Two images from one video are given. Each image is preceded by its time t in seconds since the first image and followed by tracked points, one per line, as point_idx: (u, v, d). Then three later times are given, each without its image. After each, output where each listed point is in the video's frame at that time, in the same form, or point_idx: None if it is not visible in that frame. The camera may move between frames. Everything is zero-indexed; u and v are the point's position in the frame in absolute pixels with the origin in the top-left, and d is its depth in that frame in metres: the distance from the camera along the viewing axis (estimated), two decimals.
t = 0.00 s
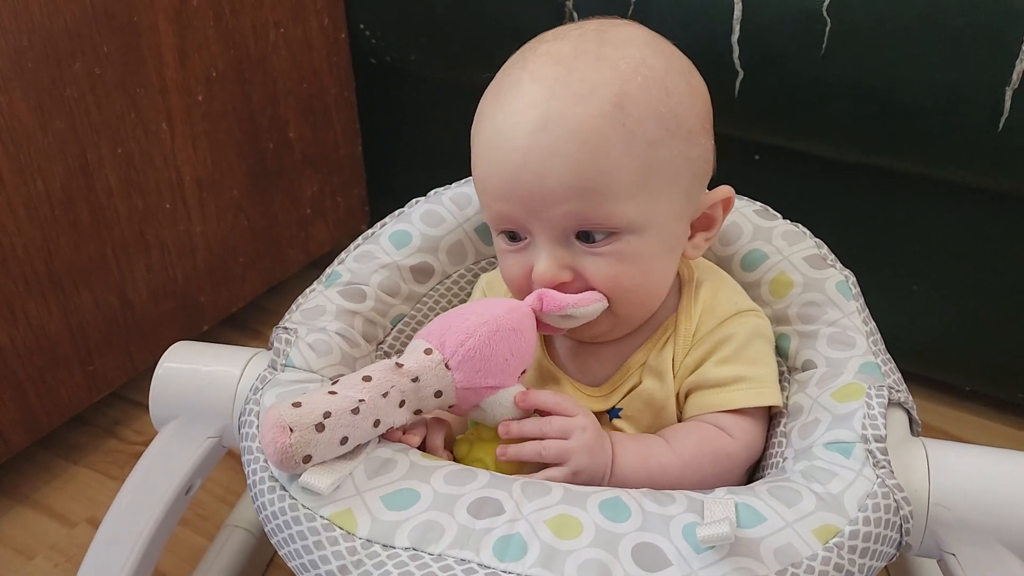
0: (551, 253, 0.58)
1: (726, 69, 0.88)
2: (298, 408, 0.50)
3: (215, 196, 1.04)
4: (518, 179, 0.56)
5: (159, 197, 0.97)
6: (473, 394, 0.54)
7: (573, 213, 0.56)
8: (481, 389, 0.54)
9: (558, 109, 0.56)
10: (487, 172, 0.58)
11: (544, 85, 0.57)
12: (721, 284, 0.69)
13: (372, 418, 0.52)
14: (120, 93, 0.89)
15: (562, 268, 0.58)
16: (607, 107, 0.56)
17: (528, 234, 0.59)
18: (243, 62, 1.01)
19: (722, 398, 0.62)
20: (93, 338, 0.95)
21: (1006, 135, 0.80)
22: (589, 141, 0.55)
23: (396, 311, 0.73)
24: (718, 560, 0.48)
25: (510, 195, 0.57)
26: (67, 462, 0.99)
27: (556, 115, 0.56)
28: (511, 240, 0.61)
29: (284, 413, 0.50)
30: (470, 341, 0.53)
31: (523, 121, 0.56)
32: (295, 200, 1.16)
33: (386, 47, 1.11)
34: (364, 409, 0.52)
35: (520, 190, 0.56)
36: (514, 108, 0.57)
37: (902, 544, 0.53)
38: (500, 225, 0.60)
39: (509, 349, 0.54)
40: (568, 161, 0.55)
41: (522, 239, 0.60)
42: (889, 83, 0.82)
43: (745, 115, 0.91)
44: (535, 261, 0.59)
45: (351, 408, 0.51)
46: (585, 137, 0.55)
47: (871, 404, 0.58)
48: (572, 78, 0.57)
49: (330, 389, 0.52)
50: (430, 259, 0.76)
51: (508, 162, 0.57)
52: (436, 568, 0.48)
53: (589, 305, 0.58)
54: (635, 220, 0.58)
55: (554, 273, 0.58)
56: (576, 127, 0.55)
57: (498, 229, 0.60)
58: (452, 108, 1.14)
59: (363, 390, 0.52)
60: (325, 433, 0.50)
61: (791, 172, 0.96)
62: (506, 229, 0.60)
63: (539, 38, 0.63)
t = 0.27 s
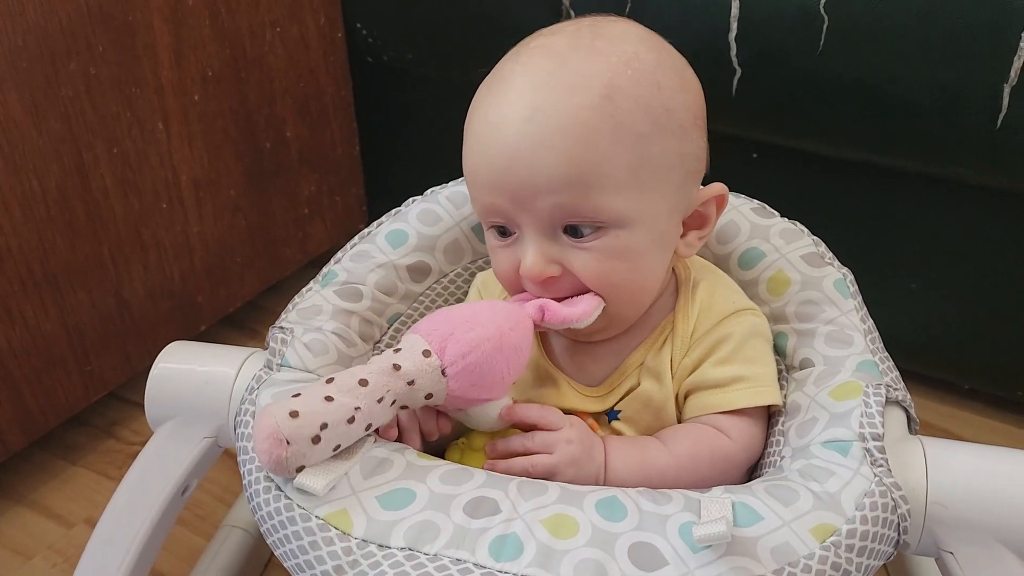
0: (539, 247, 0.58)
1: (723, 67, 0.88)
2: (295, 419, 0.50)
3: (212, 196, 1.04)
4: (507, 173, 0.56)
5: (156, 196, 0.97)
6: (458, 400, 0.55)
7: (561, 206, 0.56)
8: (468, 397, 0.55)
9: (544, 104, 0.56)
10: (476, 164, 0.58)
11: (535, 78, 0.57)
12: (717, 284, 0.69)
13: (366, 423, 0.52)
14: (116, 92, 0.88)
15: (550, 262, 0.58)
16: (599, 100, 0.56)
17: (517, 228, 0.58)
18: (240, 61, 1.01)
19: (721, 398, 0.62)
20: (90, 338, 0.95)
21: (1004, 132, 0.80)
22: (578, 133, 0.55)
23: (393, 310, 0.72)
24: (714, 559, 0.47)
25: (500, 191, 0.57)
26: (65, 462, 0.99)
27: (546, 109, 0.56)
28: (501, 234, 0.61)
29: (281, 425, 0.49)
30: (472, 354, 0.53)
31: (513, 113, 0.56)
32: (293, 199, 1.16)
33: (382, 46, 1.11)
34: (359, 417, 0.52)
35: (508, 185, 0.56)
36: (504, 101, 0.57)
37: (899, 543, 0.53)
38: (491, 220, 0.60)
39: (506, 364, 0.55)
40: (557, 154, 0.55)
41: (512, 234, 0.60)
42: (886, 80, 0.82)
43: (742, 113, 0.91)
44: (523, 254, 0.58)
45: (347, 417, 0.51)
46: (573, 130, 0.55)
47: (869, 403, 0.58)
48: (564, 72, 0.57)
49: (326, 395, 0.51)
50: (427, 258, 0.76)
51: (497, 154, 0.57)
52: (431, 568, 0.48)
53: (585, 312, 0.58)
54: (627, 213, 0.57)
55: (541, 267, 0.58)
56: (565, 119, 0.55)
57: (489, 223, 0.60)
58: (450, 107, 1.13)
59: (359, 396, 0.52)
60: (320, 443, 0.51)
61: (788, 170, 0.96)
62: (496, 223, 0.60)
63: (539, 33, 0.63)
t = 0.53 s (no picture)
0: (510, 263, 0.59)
1: (721, 66, 0.88)
2: (285, 416, 0.49)
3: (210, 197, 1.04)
4: (467, 192, 0.57)
5: (153, 197, 0.97)
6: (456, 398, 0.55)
7: (525, 224, 0.57)
8: (464, 394, 0.55)
9: (501, 121, 0.57)
10: (440, 186, 0.59)
11: (485, 99, 0.58)
12: (712, 284, 0.69)
13: (357, 424, 0.51)
14: (113, 92, 0.88)
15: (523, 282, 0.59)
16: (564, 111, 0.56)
17: (491, 248, 0.59)
18: (238, 61, 1.01)
19: (720, 398, 0.62)
20: (88, 339, 0.95)
21: (1002, 131, 0.80)
22: (529, 151, 0.56)
23: (390, 310, 0.72)
24: (712, 559, 0.47)
25: (464, 209, 0.58)
26: (63, 463, 0.98)
27: (502, 126, 0.56)
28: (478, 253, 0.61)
29: (271, 422, 0.49)
30: (459, 347, 0.53)
31: (469, 135, 0.57)
32: (291, 200, 1.16)
33: (380, 46, 1.11)
34: (350, 417, 0.51)
35: (470, 204, 0.57)
36: (467, 116, 0.58)
37: (897, 543, 0.53)
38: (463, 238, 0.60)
39: (495, 355, 0.54)
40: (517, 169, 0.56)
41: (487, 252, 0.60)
42: (884, 79, 0.82)
43: (740, 113, 0.91)
44: (499, 275, 0.60)
45: (338, 417, 0.51)
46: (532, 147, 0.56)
47: (867, 402, 0.58)
48: (514, 90, 0.58)
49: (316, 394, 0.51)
50: (424, 258, 0.76)
51: (455, 177, 0.58)
52: (428, 569, 0.47)
53: (564, 318, 0.58)
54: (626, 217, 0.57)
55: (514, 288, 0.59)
56: (518, 138, 0.56)
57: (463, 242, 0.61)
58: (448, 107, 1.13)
59: (349, 396, 0.51)
60: (312, 441, 0.50)
61: (787, 169, 0.96)
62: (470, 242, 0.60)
63: (497, 48, 0.64)
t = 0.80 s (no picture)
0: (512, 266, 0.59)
1: (720, 70, 0.88)
2: (287, 423, 0.49)
3: (211, 200, 1.04)
4: (468, 195, 0.57)
5: (154, 201, 0.97)
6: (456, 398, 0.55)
7: (522, 230, 0.57)
8: (464, 394, 0.55)
9: (495, 130, 0.57)
10: (440, 189, 0.59)
11: (485, 103, 0.58)
12: (714, 291, 0.69)
13: (360, 427, 0.51)
14: (114, 96, 0.88)
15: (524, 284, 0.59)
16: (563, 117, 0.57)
17: (490, 250, 0.59)
18: (238, 65, 1.01)
19: (727, 405, 0.62)
20: (89, 343, 0.95)
21: (1001, 135, 0.80)
22: (529, 156, 0.56)
23: (392, 314, 0.73)
24: (713, 564, 0.48)
25: (463, 216, 0.58)
26: (65, 467, 0.99)
27: (503, 129, 0.57)
28: (478, 255, 0.61)
29: (273, 428, 0.49)
30: (459, 348, 0.53)
31: (468, 139, 0.57)
32: (292, 204, 1.16)
33: (381, 50, 1.11)
34: (352, 420, 0.51)
35: (468, 211, 0.58)
36: (464, 123, 0.58)
37: (897, 546, 0.53)
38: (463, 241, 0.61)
39: (495, 356, 0.54)
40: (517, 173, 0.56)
41: (487, 254, 0.61)
42: (883, 83, 0.82)
43: (739, 116, 0.91)
44: (498, 276, 0.59)
45: (340, 420, 0.51)
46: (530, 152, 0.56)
47: (867, 406, 0.58)
48: (512, 95, 0.58)
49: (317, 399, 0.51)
50: (426, 262, 0.76)
51: (455, 179, 0.58)
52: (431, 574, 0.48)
53: (567, 321, 0.58)
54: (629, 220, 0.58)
55: (515, 288, 0.59)
56: (518, 141, 0.56)
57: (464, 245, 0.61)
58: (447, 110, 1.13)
59: (351, 399, 0.51)
60: (314, 447, 0.50)
61: (787, 173, 0.96)
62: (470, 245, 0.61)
63: (499, 50, 0.64)
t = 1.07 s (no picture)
0: (506, 275, 0.59)
1: (721, 71, 0.88)
2: (277, 422, 0.49)
3: (212, 202, 1.04)
4: (462, 203, 0.57)
5: (156, 202, 0.97)
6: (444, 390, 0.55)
7: (515, 240, 0.57)
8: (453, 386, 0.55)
9: (489, 136, 0.57)
10: (434, 198, 0.60)
11: (479, 109, 0.58)
12: (716, 292, 0.69)
13: (349, 418, 0.51)
14: (116, 98, 0.89)
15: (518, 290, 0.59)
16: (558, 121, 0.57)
17: (486, 259, 0.60)
18: (239, 67, 1.01)
19: (729, 407, 0.62)
20: (91, 344, 0.95)
21: (1002, 135, 0.80)
22: (522, 163, 0.56)
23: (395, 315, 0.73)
24: (716, 565, 0.48)
25: (456, 224, 0.58)
26: (67, 468, 0.99)
27: (496, 137, 0.57)
28: (474, 263, 0.62)
29: (264, 431, 0.48)
30: (447, 338, 0.53)
31: (462, 147, 0.58)
32: (293, 205, 1.16)
33: (382, 51, 1.11)
34: (342, 412, 0.51)
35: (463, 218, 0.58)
36: (458, 130, 0.58)
37: (900, 547, 0.53)
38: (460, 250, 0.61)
39: (483, 349, 0.54)
40: (512, 180, 0.56)
41: (483, 262, 0.61)
42: (884, 85, 0.82)
43: (740, 117, 0.91)
44: (493, 283, 0.60)
45: (329, 414, 0.50)
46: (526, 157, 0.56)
47: (869, 407, 0.58)
48: (504, 102, 0.58)
49: (305, 395, 0.50)
50: (428, 263, 0.76)
51: (448, 187, 0.58)
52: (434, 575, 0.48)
53: (558, 331, 0.59)
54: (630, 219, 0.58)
55: (511, 294, 0.59)
56: (511, 148, 0.56)
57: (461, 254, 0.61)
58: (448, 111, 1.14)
59: (339, 392, 0.51)
60: (306, 444, 0.50)
61: (787, 174, 0.96)
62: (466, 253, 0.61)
63: (490, 59, 0.64)
